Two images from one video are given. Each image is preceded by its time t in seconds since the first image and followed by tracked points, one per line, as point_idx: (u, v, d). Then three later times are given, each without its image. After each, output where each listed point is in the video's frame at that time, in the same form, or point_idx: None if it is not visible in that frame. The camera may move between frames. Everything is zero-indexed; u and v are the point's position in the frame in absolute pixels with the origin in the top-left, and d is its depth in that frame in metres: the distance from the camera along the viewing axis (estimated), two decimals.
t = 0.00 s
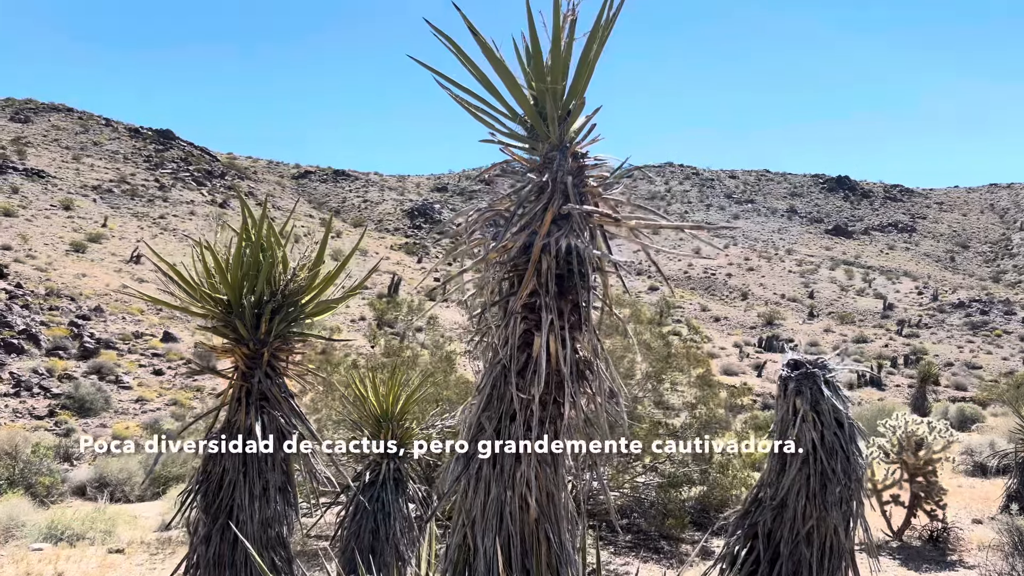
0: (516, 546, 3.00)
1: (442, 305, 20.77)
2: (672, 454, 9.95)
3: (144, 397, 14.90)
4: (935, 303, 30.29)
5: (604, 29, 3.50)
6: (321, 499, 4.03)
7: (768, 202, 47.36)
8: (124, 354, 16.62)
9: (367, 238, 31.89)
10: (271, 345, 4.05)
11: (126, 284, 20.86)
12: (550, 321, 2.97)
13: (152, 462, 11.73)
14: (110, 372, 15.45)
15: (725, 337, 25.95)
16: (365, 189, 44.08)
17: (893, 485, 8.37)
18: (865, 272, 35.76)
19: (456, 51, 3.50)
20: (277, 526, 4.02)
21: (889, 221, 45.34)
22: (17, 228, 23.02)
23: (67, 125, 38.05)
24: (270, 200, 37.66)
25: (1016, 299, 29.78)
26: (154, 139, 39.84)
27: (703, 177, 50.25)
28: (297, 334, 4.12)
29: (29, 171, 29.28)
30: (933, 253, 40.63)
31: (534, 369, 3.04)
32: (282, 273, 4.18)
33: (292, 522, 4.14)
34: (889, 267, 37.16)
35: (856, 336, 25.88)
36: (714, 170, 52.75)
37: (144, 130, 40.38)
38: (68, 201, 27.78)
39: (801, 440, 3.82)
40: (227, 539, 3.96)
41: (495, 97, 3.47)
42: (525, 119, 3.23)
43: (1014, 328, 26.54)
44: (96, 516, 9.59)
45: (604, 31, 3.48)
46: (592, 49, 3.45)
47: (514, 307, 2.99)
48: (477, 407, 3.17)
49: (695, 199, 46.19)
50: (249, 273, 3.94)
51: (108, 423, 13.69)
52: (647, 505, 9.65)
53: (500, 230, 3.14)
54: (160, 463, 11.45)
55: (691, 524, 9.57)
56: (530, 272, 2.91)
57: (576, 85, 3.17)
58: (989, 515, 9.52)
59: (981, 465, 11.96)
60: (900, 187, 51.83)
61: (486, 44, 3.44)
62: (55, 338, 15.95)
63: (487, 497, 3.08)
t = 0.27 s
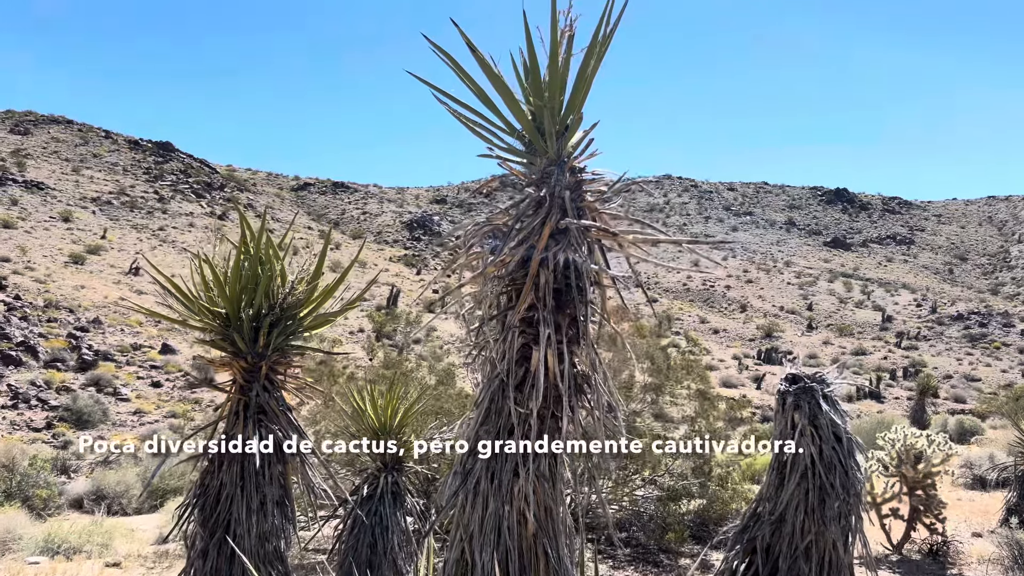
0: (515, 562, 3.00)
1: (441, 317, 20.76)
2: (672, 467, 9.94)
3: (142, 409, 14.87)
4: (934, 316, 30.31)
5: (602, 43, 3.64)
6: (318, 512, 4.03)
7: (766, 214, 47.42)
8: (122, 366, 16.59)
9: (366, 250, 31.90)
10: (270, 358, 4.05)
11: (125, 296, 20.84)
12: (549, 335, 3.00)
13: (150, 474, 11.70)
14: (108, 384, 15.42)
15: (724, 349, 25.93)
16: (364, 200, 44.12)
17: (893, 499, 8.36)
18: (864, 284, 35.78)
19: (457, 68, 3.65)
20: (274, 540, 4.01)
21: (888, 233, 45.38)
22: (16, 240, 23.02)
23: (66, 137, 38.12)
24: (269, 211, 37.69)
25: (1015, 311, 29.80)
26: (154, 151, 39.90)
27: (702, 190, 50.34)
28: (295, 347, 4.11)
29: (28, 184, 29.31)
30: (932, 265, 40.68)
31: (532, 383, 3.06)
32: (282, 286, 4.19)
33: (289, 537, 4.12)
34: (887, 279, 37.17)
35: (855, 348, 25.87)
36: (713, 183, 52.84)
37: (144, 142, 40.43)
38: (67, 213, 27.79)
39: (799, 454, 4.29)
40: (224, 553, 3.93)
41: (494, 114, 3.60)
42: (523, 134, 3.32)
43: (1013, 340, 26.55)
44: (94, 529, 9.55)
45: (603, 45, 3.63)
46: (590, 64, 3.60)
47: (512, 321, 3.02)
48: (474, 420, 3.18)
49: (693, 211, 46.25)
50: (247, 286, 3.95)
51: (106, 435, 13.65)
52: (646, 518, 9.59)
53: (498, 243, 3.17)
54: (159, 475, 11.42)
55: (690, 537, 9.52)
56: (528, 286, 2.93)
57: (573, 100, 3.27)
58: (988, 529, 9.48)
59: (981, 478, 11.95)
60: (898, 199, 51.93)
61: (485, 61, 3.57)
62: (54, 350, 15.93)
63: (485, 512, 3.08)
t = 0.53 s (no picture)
0: None
1: (439, 330, 20.75)
2: (670, 481, 9.94)
3: (139, 422, 14.84)
4: (931, 329, 30.33)
5: (598, 64, 3.83)
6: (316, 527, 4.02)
7: (764, 227, 47.50)
8: (120, 379, 16.55)
9: (363, 262, 31.89)
10: (268, 372, 4.06)
11: (122, 308, 20.82)
12: (546, 350, 3.11)
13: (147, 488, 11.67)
14: (105, 397, 15.38)
15: (722, 362, 25.92)
16: (362, 213, 44.17)
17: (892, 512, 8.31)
18: (862, 297, 35.82)
19: (459, 87, 3.81)
20: (271, 555, 3.99)
21: (885, 246, 45.47)
22: (13, 253, 23.00)
23: (65, 150, 38.16)
24: (267, 224, 37.71)
25: (1012, 325, 29.84)
26: (153, 163, 39.96)
27: (700, 203, 50.43)
28: (293, 361, 4.13)
29: (27, 196, 29.32)
30: (929, 278, 40.74)
31: (529, 399, 3.19)
32: (279, 300, 4.20)
33: (286, 552, 4.09)
34: (885, 292, 37.22)
35: (853, 362, 25.87)
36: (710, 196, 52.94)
37: (142, 155, 40.47)
38: (65, 225, 27.78)
39: (799, 471, 4.96)
40: (220, 569, 3.91)
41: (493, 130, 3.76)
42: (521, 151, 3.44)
43: (1010, 354, 26.56)
44: (89, 543, 9.50)
45: (599, 65, 3.82)
46: (587, 82, 3.78)
47: (510, 337, 3.13)
48: (473, 435, 3.33)
49: (691, 224, 46.34)
50: (245, 301, 3.97)
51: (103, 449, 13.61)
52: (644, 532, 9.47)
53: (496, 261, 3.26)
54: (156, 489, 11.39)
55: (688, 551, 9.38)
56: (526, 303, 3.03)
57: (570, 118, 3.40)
58: (987, 544, 9.46)
59: (979, 493, 11.92)
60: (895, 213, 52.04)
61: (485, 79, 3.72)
62: (51, 362, 15.91)
63: (484, 527, 3.20)
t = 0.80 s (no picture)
0: None
1: (437, 340, 20.74)
2: (667, 492, 9.92)
3: (136, 432, 14.80)
4: (929, 340, 30.34)
5: (594, 77, 3.91)
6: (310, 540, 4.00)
7: (762, 238, 47.56)
8: (117, 388, 16.52)
9: (361, 272, 31.87)
10: (263, 384, 4.06)
11: (120, 317, 20.79)
12: (541, 364, 3.16)
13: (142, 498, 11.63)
14: (102, 407, 15.35)
15: (719, 372, 25.93)
16: (361, 222, 44.20)
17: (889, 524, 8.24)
18: (860, 308, 35.85)
19: (454, 99, 3.84)
20: (266, 568, 3.97)
21: (883, 257, 45.54)
22: (11, 262, 23.00)
23: (63, 159, 38.20)
24: (265, 234, 37.73)
25: (1010, 336, 29.85)
26: (151, 173, 39.99)
27: (697, 214, 50.51)
28: (288, 374, 4.12)
29: (24, 205, 29.34)
30: (927, 289, 40.78)
31: (524, 412, 3.29)
32: (276, 311, 4.22)
33: (281, 563, 4.07)
34: (882, 303, 37.27)
35: (851, 372, 25.87)
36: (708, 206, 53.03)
37: (141, 164, 40.51)
38: (63, 235, 27.77)
39: (795, 484, 5.19)
40: None
41: (489, 142, 3.79)
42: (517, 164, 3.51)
43: (1008, 365, 26.56)
44: (84, 553, 9.47)
45: (594, 79, 3.89)
46: (583, 95, 3.85)
47: (505, 350, 3.21)
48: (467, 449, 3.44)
49: (689, 235, 46.41)
50: (241, 312, 3.97)
51: (99, 459, 13.57)
52: (642, 545, 9.39)
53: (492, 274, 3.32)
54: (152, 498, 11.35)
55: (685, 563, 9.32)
56: (521, 315, 3.08)
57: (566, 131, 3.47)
58: (985, 555, 9.44)
59: (977, 504, 11.91)
60: (893, 223, 52.15)
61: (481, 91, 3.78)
62: (48, 371, 15.88)
63: (477, 542, 3.29)
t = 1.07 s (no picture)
0: None
1: (433, 350, 20.73)
2: (663, 503, 9.91)
3: (132, 442, 14.77)
4: (926, 351, 30.37)
5: (588, 88, 3.93)
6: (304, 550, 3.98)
7: (759, 248, 47.61)
8: (113, 397, 16.48)
9: (359, 281, 31.86)
10: (257, 394, 4.06)
11: (116, 326, 20.76)
12: (535, 374, 3.18)
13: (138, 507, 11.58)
14: (98, 416, 15.30)
15: (717, 382, 25.90)
16: (358, 232, 44.19)
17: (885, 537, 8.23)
18: (856, 319, 35.89)
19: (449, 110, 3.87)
20: None
21: (879, 267, 45.60)
22: (8, 270, 22.97)
23: (61, 168, 38.19)
24: (263, 243, 37.72)
25: (1006, 347, 29.89)
26: (149, 182, 39.99)
27: (695, 224, 50.60)
28: (283, 383, 4.12)
29: (22, 214, 29.32)
30: (924, 300, 40.84)
31: (519, 423, 3.31)
32: (271, 320, 4.22)
33: None
34: (879, 313, 37.30)
35: (848, 383, 25.87)
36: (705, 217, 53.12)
37: (138, 173, 40.52)
38: (60, 243, 27.75)
39: (790, 496, 5.22)
40: None
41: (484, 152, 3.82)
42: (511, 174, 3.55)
43: (1005, 375, 26.57)
44: (78, 564, 9.41)
45: (589, 90, 3.92)
46: (577, 107, 3.88)
47: (499, 359, 3.24)
48: (462, 460, 3.46)
49: (686, 245, 46.47)
50: (236, 321, 3.98)
51: (94, 468, 13.52)
52: (637, 556, 9.35)
53: (486, 284, 3.36)
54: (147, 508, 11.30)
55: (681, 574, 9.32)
56: (515, 324, 3.11)
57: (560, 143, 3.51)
58: (982, 567, 9.43)
59: (974, 515, 11.90)
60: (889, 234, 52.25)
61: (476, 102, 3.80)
62: (43, 381, 15.83)
63: (471, 552, 3.30)
